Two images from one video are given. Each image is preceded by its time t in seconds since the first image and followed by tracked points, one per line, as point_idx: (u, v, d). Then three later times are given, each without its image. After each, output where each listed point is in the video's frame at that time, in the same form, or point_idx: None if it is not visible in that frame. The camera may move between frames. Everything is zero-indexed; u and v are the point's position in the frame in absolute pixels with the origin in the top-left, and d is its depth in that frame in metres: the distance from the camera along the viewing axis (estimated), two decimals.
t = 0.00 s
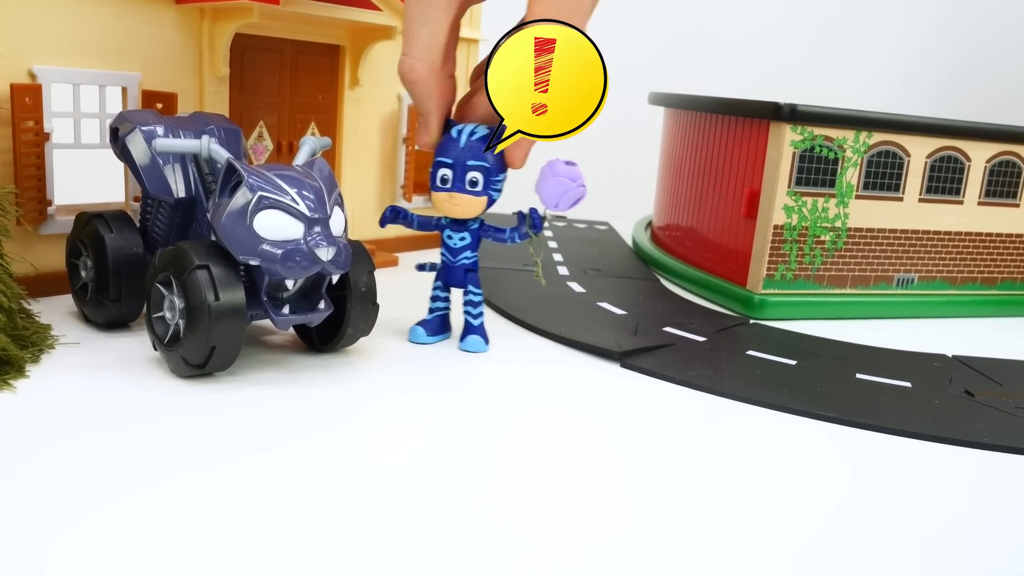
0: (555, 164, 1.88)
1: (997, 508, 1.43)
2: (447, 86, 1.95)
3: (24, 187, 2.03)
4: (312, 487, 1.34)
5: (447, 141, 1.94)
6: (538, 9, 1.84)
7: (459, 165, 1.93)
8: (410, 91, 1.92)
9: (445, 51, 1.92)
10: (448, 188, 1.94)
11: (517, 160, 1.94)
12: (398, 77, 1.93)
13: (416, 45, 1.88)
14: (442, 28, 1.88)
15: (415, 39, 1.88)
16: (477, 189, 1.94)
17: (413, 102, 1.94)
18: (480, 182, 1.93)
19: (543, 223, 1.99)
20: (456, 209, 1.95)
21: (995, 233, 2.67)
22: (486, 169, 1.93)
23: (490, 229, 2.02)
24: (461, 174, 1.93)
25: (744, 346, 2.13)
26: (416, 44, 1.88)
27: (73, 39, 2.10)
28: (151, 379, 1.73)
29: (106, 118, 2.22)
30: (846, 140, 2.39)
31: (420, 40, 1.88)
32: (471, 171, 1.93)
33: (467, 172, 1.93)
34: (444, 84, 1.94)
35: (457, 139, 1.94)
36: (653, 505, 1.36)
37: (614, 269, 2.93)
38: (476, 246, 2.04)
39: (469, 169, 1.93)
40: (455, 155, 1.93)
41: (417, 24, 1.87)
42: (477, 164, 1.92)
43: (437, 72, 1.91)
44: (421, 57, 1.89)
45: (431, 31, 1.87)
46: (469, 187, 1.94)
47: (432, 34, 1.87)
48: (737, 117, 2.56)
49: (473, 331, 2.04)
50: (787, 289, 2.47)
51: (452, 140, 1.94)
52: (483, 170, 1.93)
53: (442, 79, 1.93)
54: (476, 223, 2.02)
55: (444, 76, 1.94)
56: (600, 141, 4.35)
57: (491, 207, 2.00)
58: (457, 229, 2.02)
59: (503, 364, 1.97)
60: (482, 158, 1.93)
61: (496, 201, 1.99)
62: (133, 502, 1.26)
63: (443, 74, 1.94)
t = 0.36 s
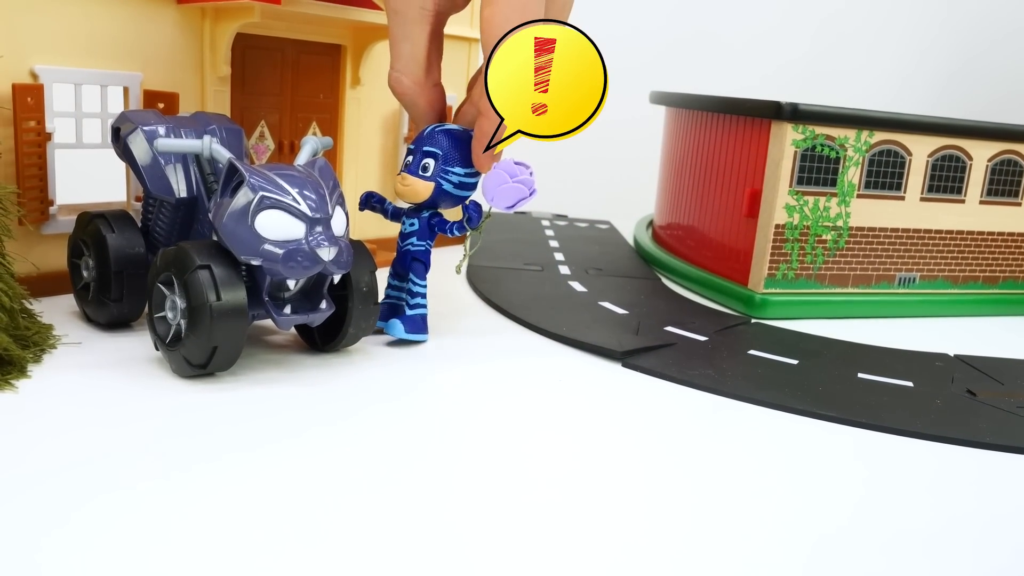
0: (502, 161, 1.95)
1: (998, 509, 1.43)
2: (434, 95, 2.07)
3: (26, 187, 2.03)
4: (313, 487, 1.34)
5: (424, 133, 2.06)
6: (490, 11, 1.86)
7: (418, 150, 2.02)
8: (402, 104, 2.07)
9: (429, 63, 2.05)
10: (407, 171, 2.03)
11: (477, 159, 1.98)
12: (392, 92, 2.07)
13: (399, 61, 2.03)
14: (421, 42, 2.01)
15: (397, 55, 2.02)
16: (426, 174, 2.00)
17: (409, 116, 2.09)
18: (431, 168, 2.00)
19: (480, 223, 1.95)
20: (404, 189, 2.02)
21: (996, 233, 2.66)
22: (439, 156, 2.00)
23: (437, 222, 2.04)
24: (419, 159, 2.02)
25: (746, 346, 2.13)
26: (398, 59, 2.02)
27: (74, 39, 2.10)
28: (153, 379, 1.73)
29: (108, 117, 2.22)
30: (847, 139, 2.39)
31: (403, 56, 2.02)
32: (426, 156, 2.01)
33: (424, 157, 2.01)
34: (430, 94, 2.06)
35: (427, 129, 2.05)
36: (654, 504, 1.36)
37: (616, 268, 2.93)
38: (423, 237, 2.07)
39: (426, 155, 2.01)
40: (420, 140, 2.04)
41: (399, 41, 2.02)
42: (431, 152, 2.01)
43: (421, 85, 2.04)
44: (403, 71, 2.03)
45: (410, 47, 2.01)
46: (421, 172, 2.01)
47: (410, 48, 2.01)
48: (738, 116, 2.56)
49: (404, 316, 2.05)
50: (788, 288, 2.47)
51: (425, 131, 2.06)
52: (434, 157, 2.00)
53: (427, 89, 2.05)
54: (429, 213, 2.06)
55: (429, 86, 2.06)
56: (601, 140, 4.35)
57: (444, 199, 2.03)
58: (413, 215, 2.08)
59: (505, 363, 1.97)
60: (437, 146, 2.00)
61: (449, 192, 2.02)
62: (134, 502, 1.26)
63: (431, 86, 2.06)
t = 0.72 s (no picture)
0: (480, 153, 2.10)
1: (999, 513, 1.43)
2: (370, 90, 2.08)
3: (27, 190, 2.03)
4: (314, 490, 1.35)
5: (385, 133, 2.09)
6: (460, 33, 1.89)
7: (398, 156, 2.08)
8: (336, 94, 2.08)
9: (368, 58, 2.03)
10: (388, 176, 2.09)
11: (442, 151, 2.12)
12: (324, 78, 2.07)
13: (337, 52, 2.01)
14: (365, 41, 1.98)
15: (338, 48, 1.99)
16: (415, 177, 2.10)
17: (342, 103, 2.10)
18: (418, 170, 2.10)
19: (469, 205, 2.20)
20: (397, 195, 2.10)
21: (997, 235, 2.66)
22: (422, 158, 2.10)
23: (425, 215, 2.20)
24: (400, 163, 2.08)
25: (747, 348, 2.13)
26: (341, 53, 2.00)
27: (76, 42, 2.11)
28: (155, 382, 1.73)
29: (109, 120, 2.23)
30: (848, 142, 2.39)
31: (344, 49, 2.00)
32: (410, 160, 2.09)
33: (405, 161, 2.09)
34: (365, 90, 2.06)
35: (394, 131, 2.08)
36: (654, 507, 1.36)
37: (616, 270, 2.93)
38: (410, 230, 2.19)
39: (408, 159, 2.09)
40: (395, 146, 2.08)
41: (342, 34, 1.98)
42: (414, 155, 2.09)
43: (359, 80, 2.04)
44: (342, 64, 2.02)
45: (353, 42, 1.98)
46: (408, 174, 2.10)
47: (354, 44, 1.99)
48: (738, 118, 2.56)
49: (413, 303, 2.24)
50: (789, 290, 2.47)
51: (387, 131, 2.09)
52: (419, 160, 2.09)
53: (363, 85, 2.06)
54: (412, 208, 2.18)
55: (366, 82, 2.06)
56: (601, 142, 4.35)
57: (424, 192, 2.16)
58: (395, 213, 2.17)
59: (506, 366, 1.97)
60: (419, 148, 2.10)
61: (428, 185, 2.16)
62: (137, 505, 1.26)
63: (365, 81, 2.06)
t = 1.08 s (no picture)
0: (448, 153, 2.11)
1: (1002, 513, 1.42)
2: (347, 86, 2.08)
3: (29, 190, 2.03)
4: (316, 490, 1.34)
5: (346, 130, 2.09)
6: (422, 22, 1.94)
7: (356, 151, 2.06)
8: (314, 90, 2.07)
9: (344, 53, 2.04)
10: (346, 170, 2.06)
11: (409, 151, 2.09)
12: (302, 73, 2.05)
13: (314, 46, 2.01)
14: (340, 35, 2.00)
15: (315, 43, 2.00)
16: (373, 173, 2.07)
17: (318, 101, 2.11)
18: (376, 167, 2.07)
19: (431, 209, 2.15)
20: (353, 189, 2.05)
21: (1000, 234, 2.66)
22: (382, 154, 2.07)
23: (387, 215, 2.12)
24: (358, 158, 2.06)
25: (749, 348, 2.13)
26: (317, 47, 2.00)
27: (77, 41, 2.10)
28: (157, 382, 1.73)
29: (111, 120, 2.23)
30: (850, 141, 2.39)
31: (320, 44, 2.01)
32: (368, 156, 2.06)
33: (364, 156, 2.06)
34: (343, 85, 2.07)
35: (354, 127, 2.08)
36: (656, 508, 1.36)
37: (618, 270, 2.93)
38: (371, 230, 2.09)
39: (366, 154, 2.06)
40: (353, 140, 2.07)
41: (317, 29, 2.00)
42: (372, 150, 2.06)
43: (337, 72, 2.05)
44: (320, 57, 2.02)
45: (327, 36, 2.00)
46: (366, 171, 2.07)
47: (331, 38, 2.00)
48: (740, 118, 2.56)
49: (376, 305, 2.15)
50: (791, 290, 2.47)
51: (348, 129, 2.08)
52: (378, 156, 2.06)
53: (341, 81, 2.06)
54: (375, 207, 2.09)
55: (343, 78, 2.07)
56: (602, 143, 4.35)
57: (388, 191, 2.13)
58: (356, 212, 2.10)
59: (507, 365, 1.97)
60: (378, 143, 2.06)
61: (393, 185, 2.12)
62: (137, 504, 1.26)
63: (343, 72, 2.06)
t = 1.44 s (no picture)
0: (473, 108, 2.12)
1: (1003, 513, 1.42)
2: (363, 43, 2.10)
3: (30, 189, 2.04)
4: (316, 489, 1.34)
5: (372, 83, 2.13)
6: None
7: (382, 105, 2.10)
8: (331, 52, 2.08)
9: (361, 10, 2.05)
10: (370, 125, 2.11)
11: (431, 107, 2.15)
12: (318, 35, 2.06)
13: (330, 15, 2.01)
14: None
15: (329, 6, 2.00)
16: (399, 127, 2.12)
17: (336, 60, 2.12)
18: (403, 121, 2.12)
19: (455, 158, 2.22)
20: (379, 143, 2.12)
21: (1001, 233, 2.66)
22: (408, 108, 2.12)
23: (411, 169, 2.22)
24: (384, 113, 2.10)
25: (750, 347, 2.13)
26: (332, 9, 2.00)
27: (79, 42, 2.11)
28: (158, 380, 1.73)
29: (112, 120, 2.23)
30: (851, 140, 2.39)
31: (334, 8, 2.01)
32: (394, 110, 2.11)
33: (390, 112, 2.11)
34: (361, 44, 2.09)
35: (379, 81, 2.12)
36: (656, 508, 1.36)
37: (620, 269, 2.93)
38: (395, 182, 2.21)
39: (391, 109, 2.11)
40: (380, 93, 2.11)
41: None
42: (398, 105, 2.11)
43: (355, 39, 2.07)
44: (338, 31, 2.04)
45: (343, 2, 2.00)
46: (393, 126, 2.12)
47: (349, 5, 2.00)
48: (741, 117, 2.56)
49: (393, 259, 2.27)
50: (792, 289, 2.47)
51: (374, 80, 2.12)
52: (404, 111, 2.12)
53: (358, 40, 2.08)
54: (398, 160, 2.20)
55: (360, 36, 2.08)
56: (603, 142, 4.35)
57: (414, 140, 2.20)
58: (381, 165, 2.19)
59: (508, 364, 1.97)
60: (402, 98, 2.11)
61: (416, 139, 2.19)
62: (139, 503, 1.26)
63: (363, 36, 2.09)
